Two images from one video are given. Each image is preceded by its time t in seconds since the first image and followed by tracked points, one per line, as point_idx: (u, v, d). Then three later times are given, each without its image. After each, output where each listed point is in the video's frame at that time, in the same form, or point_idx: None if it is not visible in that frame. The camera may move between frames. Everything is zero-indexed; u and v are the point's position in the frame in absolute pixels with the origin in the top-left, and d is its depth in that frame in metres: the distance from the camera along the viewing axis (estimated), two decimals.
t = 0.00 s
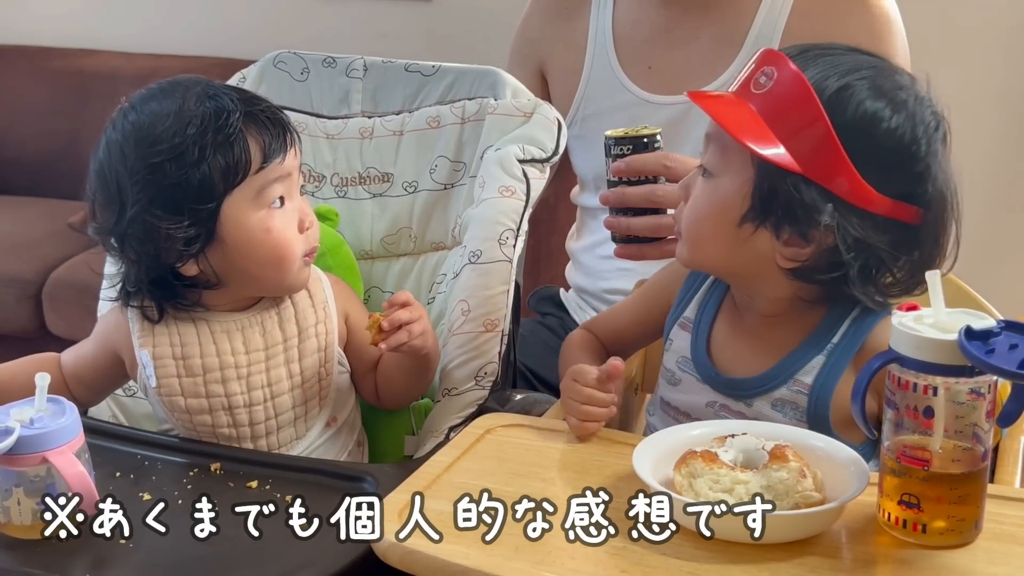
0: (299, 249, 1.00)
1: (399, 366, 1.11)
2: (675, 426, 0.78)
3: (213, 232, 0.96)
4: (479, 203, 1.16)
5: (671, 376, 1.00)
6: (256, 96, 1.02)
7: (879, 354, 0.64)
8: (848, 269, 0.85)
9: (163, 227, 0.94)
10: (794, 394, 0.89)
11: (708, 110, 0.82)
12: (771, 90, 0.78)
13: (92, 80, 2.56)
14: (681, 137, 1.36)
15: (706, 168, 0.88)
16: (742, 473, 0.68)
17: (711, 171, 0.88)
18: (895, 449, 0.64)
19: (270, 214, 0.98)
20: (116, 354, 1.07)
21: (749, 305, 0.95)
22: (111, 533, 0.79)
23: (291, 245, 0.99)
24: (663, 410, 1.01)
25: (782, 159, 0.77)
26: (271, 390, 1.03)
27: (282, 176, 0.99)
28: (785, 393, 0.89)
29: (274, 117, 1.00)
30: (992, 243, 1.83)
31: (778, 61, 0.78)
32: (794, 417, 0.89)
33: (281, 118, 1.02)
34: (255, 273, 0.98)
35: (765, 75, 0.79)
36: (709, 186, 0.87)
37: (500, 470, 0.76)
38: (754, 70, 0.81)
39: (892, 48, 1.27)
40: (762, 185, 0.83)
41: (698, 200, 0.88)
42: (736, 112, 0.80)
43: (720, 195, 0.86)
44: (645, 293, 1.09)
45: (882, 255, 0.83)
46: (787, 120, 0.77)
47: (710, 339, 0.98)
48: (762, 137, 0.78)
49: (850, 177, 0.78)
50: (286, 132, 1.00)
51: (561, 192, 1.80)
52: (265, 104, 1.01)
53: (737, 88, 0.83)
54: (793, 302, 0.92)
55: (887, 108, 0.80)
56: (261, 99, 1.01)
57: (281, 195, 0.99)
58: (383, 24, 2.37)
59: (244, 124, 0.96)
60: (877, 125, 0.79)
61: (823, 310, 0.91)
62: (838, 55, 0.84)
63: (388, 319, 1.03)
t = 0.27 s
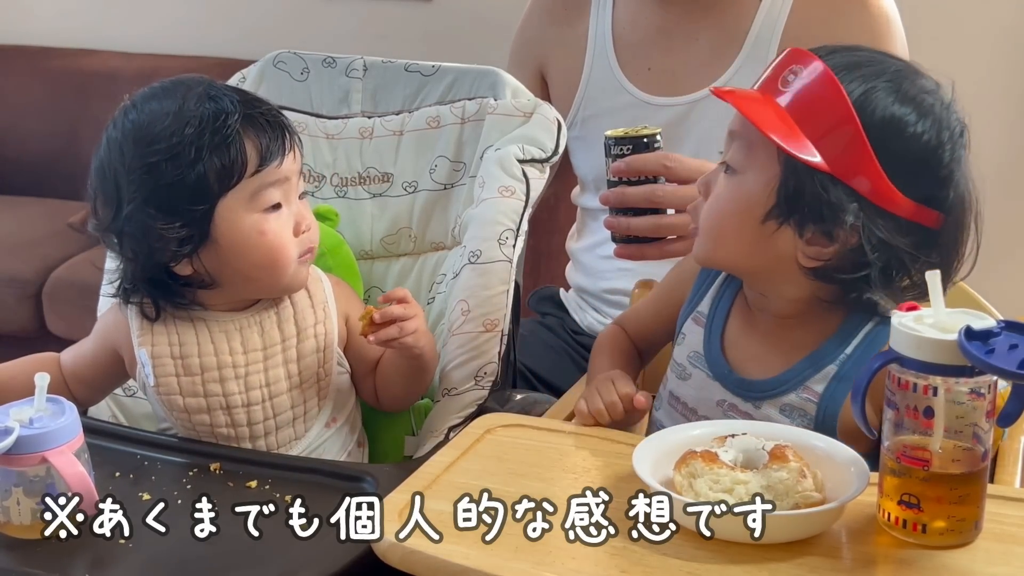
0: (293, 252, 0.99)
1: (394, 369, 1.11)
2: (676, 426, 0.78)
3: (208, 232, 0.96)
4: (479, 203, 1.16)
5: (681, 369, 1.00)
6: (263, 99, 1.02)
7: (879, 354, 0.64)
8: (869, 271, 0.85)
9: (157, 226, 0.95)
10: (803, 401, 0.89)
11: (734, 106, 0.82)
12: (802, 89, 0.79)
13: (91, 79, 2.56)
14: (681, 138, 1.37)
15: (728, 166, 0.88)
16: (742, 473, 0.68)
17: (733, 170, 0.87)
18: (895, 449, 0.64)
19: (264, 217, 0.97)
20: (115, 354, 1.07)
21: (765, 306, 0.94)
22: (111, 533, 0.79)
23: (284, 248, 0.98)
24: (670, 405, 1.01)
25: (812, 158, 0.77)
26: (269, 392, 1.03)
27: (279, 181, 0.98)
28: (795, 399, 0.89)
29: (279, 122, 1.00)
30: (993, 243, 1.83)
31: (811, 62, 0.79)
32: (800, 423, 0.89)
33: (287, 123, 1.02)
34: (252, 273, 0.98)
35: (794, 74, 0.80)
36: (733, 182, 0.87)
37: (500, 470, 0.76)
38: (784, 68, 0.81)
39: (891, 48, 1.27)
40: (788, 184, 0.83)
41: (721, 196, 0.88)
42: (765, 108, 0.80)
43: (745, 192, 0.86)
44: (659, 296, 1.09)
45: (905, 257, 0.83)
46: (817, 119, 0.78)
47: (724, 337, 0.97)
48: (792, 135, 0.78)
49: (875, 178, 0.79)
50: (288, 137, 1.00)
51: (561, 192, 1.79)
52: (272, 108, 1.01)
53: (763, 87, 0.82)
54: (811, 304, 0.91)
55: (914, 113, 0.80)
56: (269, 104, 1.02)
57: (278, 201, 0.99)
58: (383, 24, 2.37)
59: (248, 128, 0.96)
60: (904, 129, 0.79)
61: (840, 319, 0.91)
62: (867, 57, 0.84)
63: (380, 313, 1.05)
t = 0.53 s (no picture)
0: (269, 263, 0.98)
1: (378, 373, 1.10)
2: (676, 426, 0.78)
3: (185, 232, 0.98)
4: (479, 203, 1.16)
5: (679, 368, 0.99)
6: (267, 105, 1.02)
7: (879, 353, 0.64)
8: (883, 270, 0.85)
9: (142, 220, 0.98)
10: (811, 398, 0.89)
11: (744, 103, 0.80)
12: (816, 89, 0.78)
13: (92, 79, 2.56)
14: (681, 138, 1.37)
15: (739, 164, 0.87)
16: (742, 473, 0.68)
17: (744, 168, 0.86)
18: (895, 449, 0.64)
19: (240, 229, 0.97)
20: (116, 350, 1.08)
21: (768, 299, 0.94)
22: (111, 533, 0.79)
23: (258, 261, 0.98)
24: (669, 403, 1.01)
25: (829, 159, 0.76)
26: (265, 393, 1.03)
27: (261, 195, 0.97)
28: (802, 396, 0.89)
29: (275, 131, 0.99)
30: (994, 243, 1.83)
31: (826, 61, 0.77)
32: (806, 421, 0.89)
33: (289, 130, 1.02)
34: (238, 275, 0.98)
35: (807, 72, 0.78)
36: (744, 181, 0.86)
37: (500, 470, 0.76)
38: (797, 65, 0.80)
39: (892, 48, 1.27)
40: (804, 184, 0.83)
41: (732, 194, 0.87)
42: (776, 106, 0.79)
43: (757, 189, 0.85)
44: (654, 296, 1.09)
45: (918, 257, 0.83)
46: (833, 119, 0.77)
47: (722, 335, 0.98)
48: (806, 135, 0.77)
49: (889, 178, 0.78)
50: (280, 148, 0.99)
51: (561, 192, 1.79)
52: (273, 114, 1.01)
53: (777, 84, 0.81)
54: (818, 300, 0.91)
55: (928, 114, 0.80)
56: (271, 111, 1.01)
57: (257, 216, 0.98)
58: (383, 24, 2.37)
59: (237, 136, 0.96)
60: (919, 128, 0.80)
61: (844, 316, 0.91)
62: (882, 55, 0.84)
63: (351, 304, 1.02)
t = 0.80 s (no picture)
0: (267, 266, 0.99)
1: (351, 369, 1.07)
2: (675, 426, 0.78)
3: (186, 227, 0.99)
4: (479, 203, 1.16)
5: (673, 361, 0.99)
6: (279, 104, 1.01)
7: (879, 353, 0.64)
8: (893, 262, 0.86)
9: (146, 211, 0.99)
10: (811, 390, 0.89)
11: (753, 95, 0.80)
12: (832, 84, 0.77)
13: (92, 79, 2.56)
14: (681, 138, 1.37)
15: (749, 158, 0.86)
16: (742, 473, 0.68)
17: (755, 163, 0.85)
18: (895, 449, 0.64)
19: (240, 231, 0.97)
20: (119, 348, 1.08)
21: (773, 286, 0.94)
22: (111, 533, 0.80)
23: (258, 265, 0.98)
24: (661, 394, 1.00)
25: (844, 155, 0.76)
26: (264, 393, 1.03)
27: (264, 199, 0.97)
28: (802, 388, 0.89)
29: (285, 133, 0.99)
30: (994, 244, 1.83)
31: (841, 54, 0.76)
32: (805, 413, 0.89)
33: (298, 132, 1.01)
34: (240, 273, 0.98)
35: (822, 65, 0.77)
36: (758, 178, 0.85)
37: (500, 470, 0.76)
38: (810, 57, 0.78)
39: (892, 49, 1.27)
40: (821, 182, 0.83)
41: (744, 189, 0.86)
42: (790, 100, 0.77)
43: (771, 186, 0.84)
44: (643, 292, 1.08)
45: (926, 247, 0.84)
46: (848, 114, 0.76)
47: (716, 325, 0.98)
48: (821, 129, 0.76)
49: (902, 172, 0.78)
50: (288, 152, 0.98)
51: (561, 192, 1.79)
52: (283, 115, 1.00)
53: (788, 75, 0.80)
54: (822, 291, 0.92)
55: (948, 110, 0.80)
56: (282, 112, 1.01)
57: (259, 219, 0.98)
58: (383, 24, 2.37)
59: (246, 137, 0.96)
60: (937, 126, 0.80)
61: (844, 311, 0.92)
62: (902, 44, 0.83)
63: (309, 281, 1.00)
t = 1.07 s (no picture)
0: (267, 268, 0.99)
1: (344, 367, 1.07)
2: (675, 425, 0.78)
3: (188, 227, 0.99)
4: (479, 203, 1.16)
5: (678, 346, 1.00)
6: (286, 107, 1.01)
7: (879, 353, 0.64)
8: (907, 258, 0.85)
9: (147, 211, 0.99)
10: (811, 378, 0.90)
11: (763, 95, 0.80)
12: (842, 86, 0.76)
13: (91, 80, 2.56)
14: (681, 137, 1.37)
15: (763, 158, 0.86)
16: (742, 473, 0.68)
17: (769, 164, 0.85)
18: (895, 449, 0.64)
19: (243, 233, 0.97)
20: (117, 347, 1.08)
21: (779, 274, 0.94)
22: (111, 533, 0.79)
23: (258, 267, 0.98)
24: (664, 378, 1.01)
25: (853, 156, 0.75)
26: (264, 394, 1.03)
27: (267, 202, 0.97)
28: (802, 376, 0.90)
29: (290, 136, 0.98)
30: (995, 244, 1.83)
31: (853, 56, 0.75)
32: (803, 402, 0.90)
33: (304, 135, 1.01)
34: (246, 272, 0.98)
35: (833, 66, 0.76)
36: (770, 177, 0.85)
37: (500, 470, 0.76)
38: (821, 57, 0.78)
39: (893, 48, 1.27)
40: (830, 182, 0.83)
41: (757, 188, 0.86)
42: (800, 101, 0.77)
43: (784, 185, 0.84)
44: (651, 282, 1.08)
45: (939, 249, 0.84)
46: (859, 115, 0.75)
47: (722, 311, 0.98)
48: (830, 130, 0.76)
49: (915, 172, 0.76)
50: (292, 156, 0.98)
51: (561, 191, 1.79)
52: (290, 118, 1.00)
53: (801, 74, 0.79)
54: (834, 284, 0.91)
55: (963, 107, 0.80)
56: (289, 115, 1.00)
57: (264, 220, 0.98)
58: (383, 24, 2.37)
59: (251, 139, 0.96)
60: (952, 125, 0.80)
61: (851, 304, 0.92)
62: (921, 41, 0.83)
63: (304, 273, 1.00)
